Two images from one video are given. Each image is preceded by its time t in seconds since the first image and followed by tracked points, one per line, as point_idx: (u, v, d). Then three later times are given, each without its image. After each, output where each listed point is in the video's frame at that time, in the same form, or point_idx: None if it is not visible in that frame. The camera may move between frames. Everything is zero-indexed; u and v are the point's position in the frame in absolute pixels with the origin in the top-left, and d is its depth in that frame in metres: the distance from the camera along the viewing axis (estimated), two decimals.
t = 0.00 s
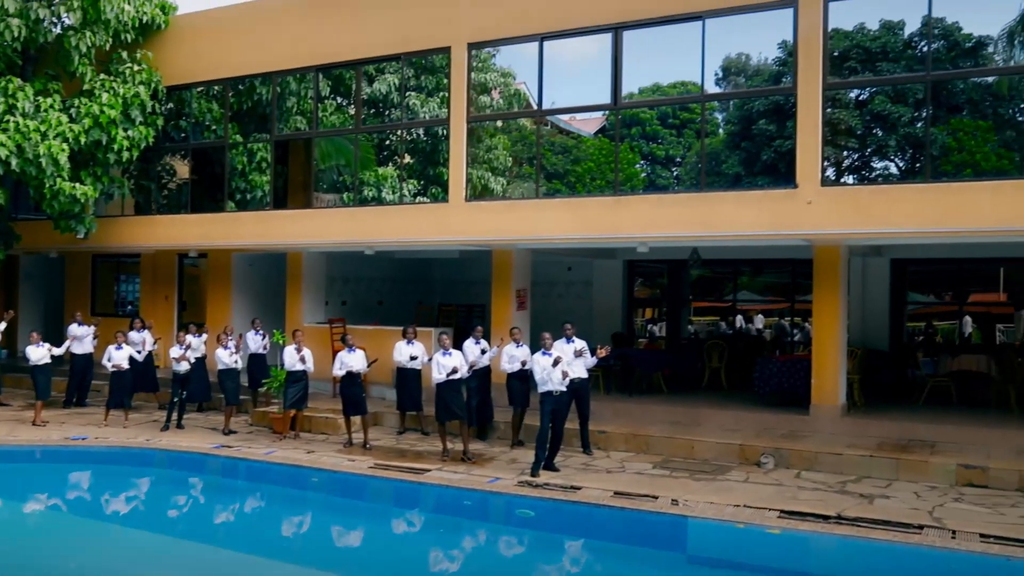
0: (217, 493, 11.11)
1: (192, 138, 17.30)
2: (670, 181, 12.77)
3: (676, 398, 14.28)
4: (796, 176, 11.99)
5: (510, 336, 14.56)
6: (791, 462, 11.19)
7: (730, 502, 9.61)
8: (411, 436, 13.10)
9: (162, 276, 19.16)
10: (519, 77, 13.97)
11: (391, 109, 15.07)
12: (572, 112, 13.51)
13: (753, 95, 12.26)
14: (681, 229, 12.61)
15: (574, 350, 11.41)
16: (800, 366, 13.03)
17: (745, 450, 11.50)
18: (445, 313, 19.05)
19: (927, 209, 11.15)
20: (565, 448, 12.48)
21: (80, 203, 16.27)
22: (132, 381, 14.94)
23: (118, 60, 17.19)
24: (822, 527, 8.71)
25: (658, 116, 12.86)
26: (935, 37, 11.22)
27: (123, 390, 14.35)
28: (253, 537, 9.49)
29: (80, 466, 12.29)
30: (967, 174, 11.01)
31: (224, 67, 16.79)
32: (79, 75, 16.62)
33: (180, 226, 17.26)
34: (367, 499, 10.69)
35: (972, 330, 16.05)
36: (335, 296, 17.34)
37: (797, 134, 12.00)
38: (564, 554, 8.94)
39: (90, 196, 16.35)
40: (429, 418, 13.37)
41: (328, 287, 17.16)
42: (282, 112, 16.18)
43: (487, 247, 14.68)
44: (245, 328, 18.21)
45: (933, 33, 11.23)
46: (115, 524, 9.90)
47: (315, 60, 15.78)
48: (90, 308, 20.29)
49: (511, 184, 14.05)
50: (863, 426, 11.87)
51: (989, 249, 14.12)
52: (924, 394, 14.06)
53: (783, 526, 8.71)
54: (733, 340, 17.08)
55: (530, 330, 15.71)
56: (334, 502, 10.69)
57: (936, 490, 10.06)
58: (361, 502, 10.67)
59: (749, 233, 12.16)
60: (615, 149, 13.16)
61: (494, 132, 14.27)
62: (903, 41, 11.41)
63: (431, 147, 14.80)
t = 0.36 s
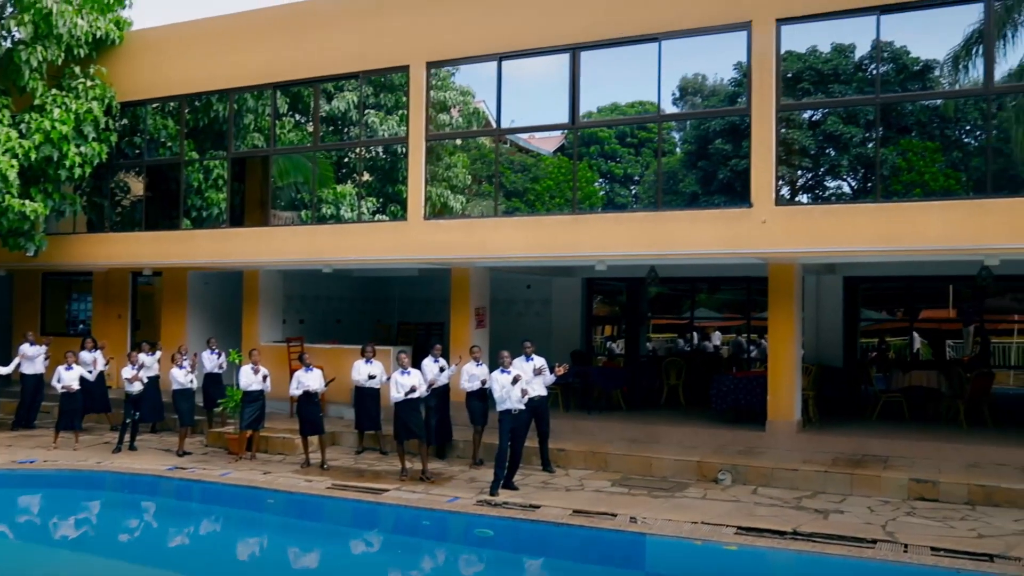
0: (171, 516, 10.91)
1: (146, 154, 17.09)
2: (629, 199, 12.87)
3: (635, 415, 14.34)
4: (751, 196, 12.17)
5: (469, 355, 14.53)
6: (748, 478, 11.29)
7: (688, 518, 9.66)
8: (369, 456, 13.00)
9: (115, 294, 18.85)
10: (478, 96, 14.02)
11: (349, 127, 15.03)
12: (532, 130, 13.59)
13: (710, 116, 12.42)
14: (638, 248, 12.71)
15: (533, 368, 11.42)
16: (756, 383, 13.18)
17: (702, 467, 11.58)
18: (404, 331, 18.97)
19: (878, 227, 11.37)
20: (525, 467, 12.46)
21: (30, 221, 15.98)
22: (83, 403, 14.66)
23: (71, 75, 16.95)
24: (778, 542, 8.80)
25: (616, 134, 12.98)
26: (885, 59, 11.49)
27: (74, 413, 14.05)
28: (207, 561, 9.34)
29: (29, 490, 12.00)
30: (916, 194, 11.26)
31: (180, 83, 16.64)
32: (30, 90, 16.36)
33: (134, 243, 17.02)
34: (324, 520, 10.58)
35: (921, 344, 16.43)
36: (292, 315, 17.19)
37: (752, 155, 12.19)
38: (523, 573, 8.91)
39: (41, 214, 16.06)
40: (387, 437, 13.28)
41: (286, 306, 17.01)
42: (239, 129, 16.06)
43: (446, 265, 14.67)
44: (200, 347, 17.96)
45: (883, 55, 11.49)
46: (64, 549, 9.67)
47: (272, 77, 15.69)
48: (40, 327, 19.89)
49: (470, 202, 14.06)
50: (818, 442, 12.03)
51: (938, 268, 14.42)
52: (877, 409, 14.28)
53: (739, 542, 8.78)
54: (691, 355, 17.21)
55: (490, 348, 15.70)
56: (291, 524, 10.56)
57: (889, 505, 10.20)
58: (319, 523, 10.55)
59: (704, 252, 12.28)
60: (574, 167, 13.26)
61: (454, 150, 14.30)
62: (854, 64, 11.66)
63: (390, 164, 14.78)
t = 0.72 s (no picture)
0: (123, 540, 10.70)
1: (100, 171, 16.84)
2: (588, 217, 12.94)
3: (594, 433, 14.38)
4: (707, 215, 12.31)
5: (428, 373, 14.47)
6: (707, 494, 11.37)
7: (648, 535, 9.69)
8: (328, 476, 12.87)
9: (66, 314, 18.50)
10: (437, 114, 14.05)
11: (308, 144, 14.97)
12: (490, 148, 13.60)
13: (667, 134, 12.57)
14: (597, 265, 12.78)
15: (493, 387, 11.39)
16: (714, 399, 13.29)
17: (661, 484, 11.63)
18: (364, 350, 18.88)
19: (831, 245, 11.56)
20: (484, 485, 12.42)
21: None
22: (32, 425, 14.34)
23: (21, 90, 16.69)
24: (736, 558, 8.86)
25: (575, 153, 13.06)
26: (836, 80, 11.74)
27: (22, 436, 13.75)
28: None
29: None
30: (868, 213, 11.49)
31: (134, 99, 16.44)
32: None
33: (86, 262, 16.74)
34: (281, 542, 10.44)
35: (874, 357, 16.67)
36: (250, 334, 17.02)
37: (708, 173, 12.35)
38: None
39: None
40: (346, 457, 13.15)
41: (243, 325, 16.83)
42: (196, 146, 15.91)
43: (405, 283, 14.61)
44: (154, 367, 17.68)
45: (835, 76, 11.74)
46: None
47: (229, 95, 15.58)
48: None
49: (429, 220, 14.05)
50: (775, 457, 12.16)
51: (890, 285, 14.72)
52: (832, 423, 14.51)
53: (698, 558, 8.82)
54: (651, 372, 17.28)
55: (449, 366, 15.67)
56: (247, 546, 10.41)
57: (844, 519, 10.33)
58: (276, 546, 10.41)
59: (661, 269, 12.38)
60: (532, 185, 13.30)
61: (413, 167, 14.29)
62: (807, 84, 11.89)
63: (349, 182, 14.73)
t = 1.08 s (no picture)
0: (74, 564, 10.46)
1: (52, 189, 16.57)
2: (548, 234, 12.98)
3: (554, 449, 14.38)
4: (665, 232, 12.42)
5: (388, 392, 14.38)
6: (667, 510, 11.41)
7: (608, 552, 9.70)
8: (286, 497, 12.72)
9: (17, 333, 18.12)
10: (397, 131, 14.03)
11: (266, 161, 14.87)
12: (451, 165, 13.65)
13: (626, 152, 12.69)
14: (555, 283, 12.82)
15: (453, 405, 11.32)
16: (673, 415, 13.37)
17: (621, 500, 11.65)
18: (322, 368, 18.78)
19: (787, 262, 11.72)
20: (444, 504, 12.35)
21: None
22: None
23: None
24: (695, 573, 8.89)
25: (534, 170, 13.12)
26: (791, 99, 11.96)
27: None
28: None
29: None
30: (823, 230, 11.68)
31: (88, 115, 16.22)
32: None
33: (38, 281, 16.43)
34: (238, 564, 10.28)
35: (831, 370, 16.90)
36: (206, 353, 16.81)
37: (665, 189, 12.48)
38: None
39: None
40: (305, 477, 13.01)
41: (199, 344, 16.63)
42: (151, 163, 15.72)
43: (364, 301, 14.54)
44: (108, 387, 17.37)
45: (790, 95, 11.96)
46: None
47: (185, 111, 15.43)
48: None
49: (389, 237, 13.99)
50: (733, 471, 12.25)
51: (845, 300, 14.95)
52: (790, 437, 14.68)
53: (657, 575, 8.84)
54: (611, 387, 17.37)
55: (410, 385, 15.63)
56: (203, 568, 10.23)
57: (802, 532, 10.42)
58: (232, 568, 10.24)
59: (619, 285, 12.45)
60: (492, 202, 13.32)
61: (372, 185, 14.24)
62: (763, 103, 12.07)
63: (308, 200, 14.64)
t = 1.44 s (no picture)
0: None
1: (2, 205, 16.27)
2: (509, 249, 12.99)
3: (515, 465, 14.34)
4: (625, 247, 12.49)
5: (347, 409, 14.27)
6: (627, 525, 11.42)
7: (568, 568, 9.67)
8: (242, 517, 12.54)
9: None
10: (356, 147, 13.97)
11: (223, 177, 14.73)
12: (412, 181, 13.63)
13: (587, 168, 12.75)
14: (515, 298, 12.82)
15: (413, 422, 11.31)
16: (634, 429, 13.41)
17: (582, 515, 11.65)
18: (281, 386, 18.58)
19: (744, 277, 11.84)
20: (404, 522, 12.24)
21: None
22: None
23: None
24: None
25: (496, 186, 13.13)
26: (748, 116, 12.10)
27: None
28: None
29: None
30: (781, 245, 11.81)
31: (39, 130, 15.97)
32: None
33: None
34: None
35: (789, 383, 17.09)
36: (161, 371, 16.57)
37: (624, 205, 12.56)
38: None
39: None
40: (262, 496, 12.84)
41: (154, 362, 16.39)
42: (105, 179, 15.50)
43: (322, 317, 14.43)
44: (59, 407, 17.02)
45: (747, 112, 12.10)
46: None
47: (140, 126, 15.25)
48: None
49: (349, 253, 13.90)
50: (693, 485, 12.31)
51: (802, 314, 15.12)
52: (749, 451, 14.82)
53: None
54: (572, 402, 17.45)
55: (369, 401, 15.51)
56: None
57: (761, 545, 10.49)
58: None
59: (579, 301, 12.49)
60: (453, 217, 13.31)
61: (332, 200, 14.15)
62: (721, 119, 12.22)
63: (267, 216, 14.52)
